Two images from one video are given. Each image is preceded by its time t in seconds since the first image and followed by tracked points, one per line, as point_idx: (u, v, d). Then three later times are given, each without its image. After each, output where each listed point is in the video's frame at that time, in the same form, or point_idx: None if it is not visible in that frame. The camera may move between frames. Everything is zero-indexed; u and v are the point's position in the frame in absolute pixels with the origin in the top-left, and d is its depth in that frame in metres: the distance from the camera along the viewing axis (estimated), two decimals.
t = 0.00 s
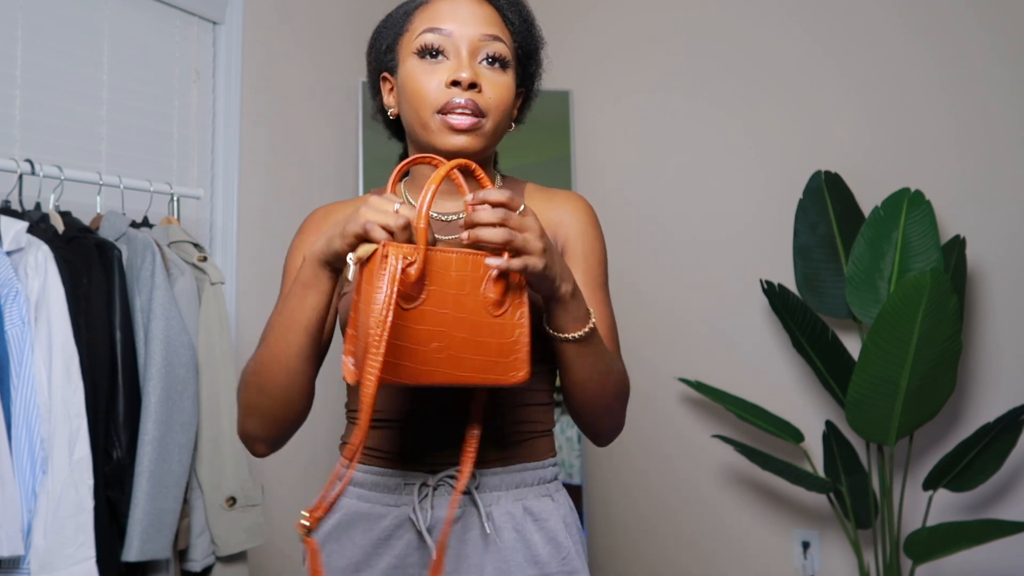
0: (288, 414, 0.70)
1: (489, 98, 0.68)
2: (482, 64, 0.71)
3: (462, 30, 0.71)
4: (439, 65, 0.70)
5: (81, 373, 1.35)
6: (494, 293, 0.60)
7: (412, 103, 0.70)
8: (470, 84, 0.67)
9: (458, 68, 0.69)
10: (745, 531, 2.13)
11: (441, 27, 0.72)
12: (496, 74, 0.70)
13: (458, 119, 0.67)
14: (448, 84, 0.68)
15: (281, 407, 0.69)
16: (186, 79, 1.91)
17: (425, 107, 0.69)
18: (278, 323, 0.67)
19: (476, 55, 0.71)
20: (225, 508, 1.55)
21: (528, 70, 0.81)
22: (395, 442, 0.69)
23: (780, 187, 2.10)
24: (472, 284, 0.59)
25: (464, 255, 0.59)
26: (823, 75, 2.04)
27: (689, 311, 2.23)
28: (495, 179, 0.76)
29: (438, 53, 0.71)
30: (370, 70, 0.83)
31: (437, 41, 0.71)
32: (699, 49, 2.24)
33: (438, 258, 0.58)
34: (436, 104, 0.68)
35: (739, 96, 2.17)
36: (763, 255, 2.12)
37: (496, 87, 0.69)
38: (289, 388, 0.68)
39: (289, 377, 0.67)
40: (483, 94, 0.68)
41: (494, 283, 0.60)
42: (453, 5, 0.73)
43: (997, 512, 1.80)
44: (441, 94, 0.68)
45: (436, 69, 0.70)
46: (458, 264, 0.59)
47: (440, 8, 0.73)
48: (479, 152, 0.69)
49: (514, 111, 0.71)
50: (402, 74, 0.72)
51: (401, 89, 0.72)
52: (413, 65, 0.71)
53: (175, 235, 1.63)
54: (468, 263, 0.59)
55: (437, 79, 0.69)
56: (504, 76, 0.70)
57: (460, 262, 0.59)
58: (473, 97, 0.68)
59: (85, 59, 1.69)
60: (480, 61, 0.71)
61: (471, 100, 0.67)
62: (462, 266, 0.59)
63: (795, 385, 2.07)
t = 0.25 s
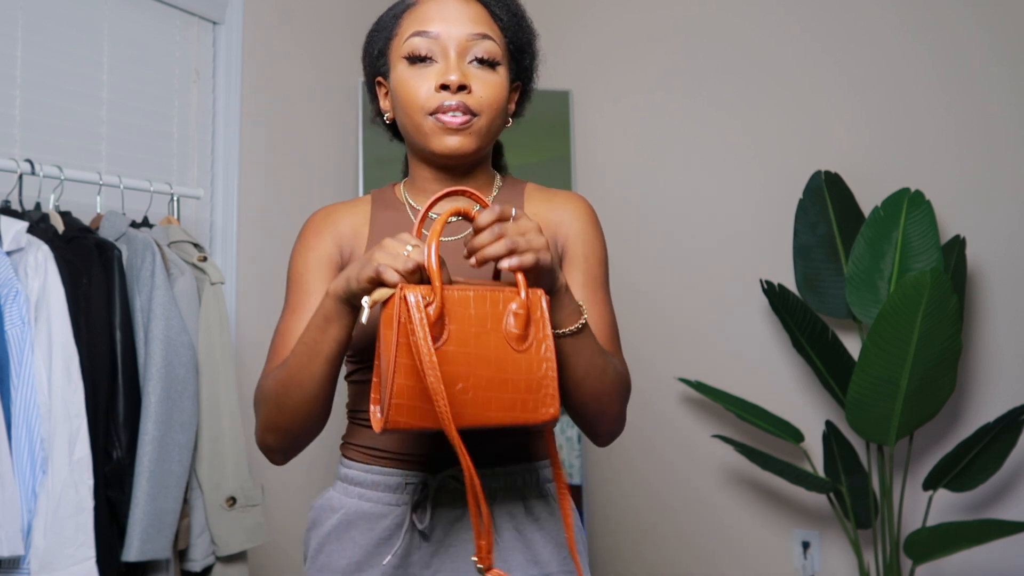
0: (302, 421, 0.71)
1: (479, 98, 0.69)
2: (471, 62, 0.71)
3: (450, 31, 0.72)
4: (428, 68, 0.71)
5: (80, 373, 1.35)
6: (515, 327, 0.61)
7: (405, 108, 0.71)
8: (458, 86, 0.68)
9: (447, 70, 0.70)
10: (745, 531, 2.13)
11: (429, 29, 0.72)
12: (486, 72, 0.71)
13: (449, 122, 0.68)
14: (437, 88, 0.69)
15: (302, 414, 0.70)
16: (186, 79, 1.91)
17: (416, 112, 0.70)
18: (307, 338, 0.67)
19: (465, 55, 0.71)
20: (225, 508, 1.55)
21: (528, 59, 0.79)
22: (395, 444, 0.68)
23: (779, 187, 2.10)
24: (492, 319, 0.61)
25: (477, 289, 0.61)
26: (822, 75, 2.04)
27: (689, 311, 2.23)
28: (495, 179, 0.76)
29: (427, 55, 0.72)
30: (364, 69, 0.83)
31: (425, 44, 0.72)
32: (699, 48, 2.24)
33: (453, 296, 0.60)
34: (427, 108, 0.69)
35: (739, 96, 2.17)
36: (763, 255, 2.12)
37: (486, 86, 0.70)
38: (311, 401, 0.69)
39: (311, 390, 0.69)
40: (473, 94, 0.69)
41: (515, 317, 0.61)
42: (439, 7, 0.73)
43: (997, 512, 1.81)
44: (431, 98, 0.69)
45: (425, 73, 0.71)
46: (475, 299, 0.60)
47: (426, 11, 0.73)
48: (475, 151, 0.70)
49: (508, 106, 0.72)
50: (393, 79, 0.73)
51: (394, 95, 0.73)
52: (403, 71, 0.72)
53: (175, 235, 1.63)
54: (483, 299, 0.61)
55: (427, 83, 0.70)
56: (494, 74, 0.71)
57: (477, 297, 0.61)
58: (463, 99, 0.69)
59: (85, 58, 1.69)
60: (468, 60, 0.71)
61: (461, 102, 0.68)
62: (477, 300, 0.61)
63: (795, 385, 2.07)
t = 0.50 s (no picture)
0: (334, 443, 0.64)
1: (459, 125, 0.70)
2: (448, 83, 0.71)
3: (418, 57, 0.71)
4: (407, 99, 0.72)
5: (80, 373, 1.35)
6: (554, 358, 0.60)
7: (393, 142, 0.73)
8: (438, 118, 0.69)
9: (424, 103, 0.70)
10: (746, 531, 2.13)
11: (398, 59, 0.72)
12: (462, 92, 0.71)
13: (441, 157, 0.70)
14: (419, 125, 0.70)
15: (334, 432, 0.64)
16: (186, 79, 1.91)
17: (405, 146, 0.71)
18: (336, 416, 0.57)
19: (438, 78, 0.71)
20: (225, 509, 1.55)
21: (509, 51, 0.77)
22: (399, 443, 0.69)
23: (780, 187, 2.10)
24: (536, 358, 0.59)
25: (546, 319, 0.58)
26: (822, 75, 2.04)
27: (689, 311, 2.23)
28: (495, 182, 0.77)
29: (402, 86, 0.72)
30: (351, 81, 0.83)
31: (397, 75, 0.72)
32: (699, 48, 2.24)
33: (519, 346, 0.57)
34: (412, 142, 0.71)
35: (739, 96, 2.17)
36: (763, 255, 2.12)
37: (466, 108, 0.71)
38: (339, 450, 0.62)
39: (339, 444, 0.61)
40: (454, 122, 0.70)
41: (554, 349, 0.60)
42: (405, 31, 0.73)
43: (997, 512, 1.80)
44: (415, 133, 0.70)
45: (404, 105, 0.72)
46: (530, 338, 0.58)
47: (392, 36, 0.73)
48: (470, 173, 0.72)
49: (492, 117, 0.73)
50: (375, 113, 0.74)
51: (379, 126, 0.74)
52: (381, 107, 0.73)
53: (175, 235, 1.63)
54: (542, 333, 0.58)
55: (407, 117, 0.71)
56: (473, 94, 0.71)
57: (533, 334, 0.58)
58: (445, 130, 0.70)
59: (84, 58, 1.69)
60: (443, 81, 0.71)
61: (445, 132, 0.70)
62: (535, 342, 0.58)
63: (795, 385, 2.07)
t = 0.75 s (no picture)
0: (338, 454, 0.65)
1: (450, 126, 0.69)
2: (434, 84, 0.70)
3: (403, 61, 0.70)
4: (394, 105, 0.70)
5: (81, 373, 1.35)
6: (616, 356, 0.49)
7: (384, 148, 0.71)
8: (429, 121, 0.68)
9: (412, 106, 0.69)
10: (746, 531, 2.13)
11: (381, 64, 0.71)
12: (450, 93, 0.70)
13: (433, 161, 0.69)
14: (409, 130, 0.68)
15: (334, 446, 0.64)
16: (185, 79, 1.91)
17: (396, 153, 0.70)
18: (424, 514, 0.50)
19: (424, 81, 0.70)
20: (225, 508, 1.55)
21: (490, 44, 0.77)
22: (403, 444, 0.69)
23: (780, 187, 2.10)
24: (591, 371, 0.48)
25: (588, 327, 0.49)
26: (822, 75, 2.04)
27: (689, 311, 2.23)
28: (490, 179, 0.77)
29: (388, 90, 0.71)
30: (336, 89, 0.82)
31: (382, 82, 0.71)
32: (699, 48, 2.24)
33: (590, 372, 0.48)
34: (405, 147, 0.69)
35: (739, 96, 2.17)
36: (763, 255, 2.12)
37: (454, 108, 0.69)
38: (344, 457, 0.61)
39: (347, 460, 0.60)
40: (444, 124, 0.68)
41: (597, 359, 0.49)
42: (386, 36, 0.71)
43: (997, 512, 1.80)
44: (405, 137, 0.69)
45: (391, 111, 0.70)
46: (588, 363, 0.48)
47: (373, 42, 0.72)
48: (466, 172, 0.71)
49: (482, 114, 0.71)
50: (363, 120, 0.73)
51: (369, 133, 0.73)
52: (369, 113, 0.71)
53: (175, 235, 1.63)
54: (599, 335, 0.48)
55: (397, 122, 0.69)
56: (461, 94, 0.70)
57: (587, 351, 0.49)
58: (437, 132, 0.68)
59: (83, 58, 1.69)
60: (429, 83, 0.70)
61: (437, 135, 0.68)
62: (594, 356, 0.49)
63: (795, 385, 2.07)
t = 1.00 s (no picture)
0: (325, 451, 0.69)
1: (471, 115, 0.69)
2: (453, 75, 0.71)
3: (420, 51, 0.71)
4: (413, 96, 0.71)
5: (81, 374, 1.35)
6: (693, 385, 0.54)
7: (400, 138, 0.72)
8: (451, 110, 0.69)
9: (433, 95, 0.70)
10: (745, 531, 2.13)
11: (398, 54, 0.72)
12: (468, 84, 0.71)
13: (452, 151, 0.69)
14: (431, 118, 0.69)
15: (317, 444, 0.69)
16: (185, 79, 1.91)
17: (415, 142, 0.71)
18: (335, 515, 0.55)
19: (442, 71, 0.71)
20: (225, 509, 1.55)
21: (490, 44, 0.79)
22: (406, 444, 0.70)
23: (780, 186, 2.10)
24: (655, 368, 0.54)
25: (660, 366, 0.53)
26: (822, 75, 2.04)
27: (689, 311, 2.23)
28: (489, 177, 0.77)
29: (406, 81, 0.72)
30: (323, 92, 0.85)
31: (399, 72, 0.72)
32: (699, 48, 2.24)
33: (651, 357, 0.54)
34: (425, 136, 0.70)
35: (739, 96, 2.17)
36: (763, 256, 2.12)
37: (473, 98, 0.70)
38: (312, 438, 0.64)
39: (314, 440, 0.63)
40: (466, 113, 0.69)
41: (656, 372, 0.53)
42: (400, 29, 0.73)
43: (997, 512, 1.80)
44: (426, 126, 0.70)
45: (410, 102, 0.71)
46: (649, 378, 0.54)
47: (389, 34, 0.73)
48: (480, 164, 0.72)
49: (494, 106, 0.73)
50: (377, 110, 0.74)
51: (381, 125, 0.74)
52: (386, 104, 0.72)
53: (174, 235, 1.63)
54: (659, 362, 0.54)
55: (417, 111, 0.70)
56: (477, 84, 0.71)
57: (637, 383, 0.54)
58: (459, 122, 0.69)
59: (83, 58, 1.69)
60: (447, 74, 0.71)
61: (457, 124, 0.69)
62: (665, 388, 0.53)
63: (795, 385, 2.07)
